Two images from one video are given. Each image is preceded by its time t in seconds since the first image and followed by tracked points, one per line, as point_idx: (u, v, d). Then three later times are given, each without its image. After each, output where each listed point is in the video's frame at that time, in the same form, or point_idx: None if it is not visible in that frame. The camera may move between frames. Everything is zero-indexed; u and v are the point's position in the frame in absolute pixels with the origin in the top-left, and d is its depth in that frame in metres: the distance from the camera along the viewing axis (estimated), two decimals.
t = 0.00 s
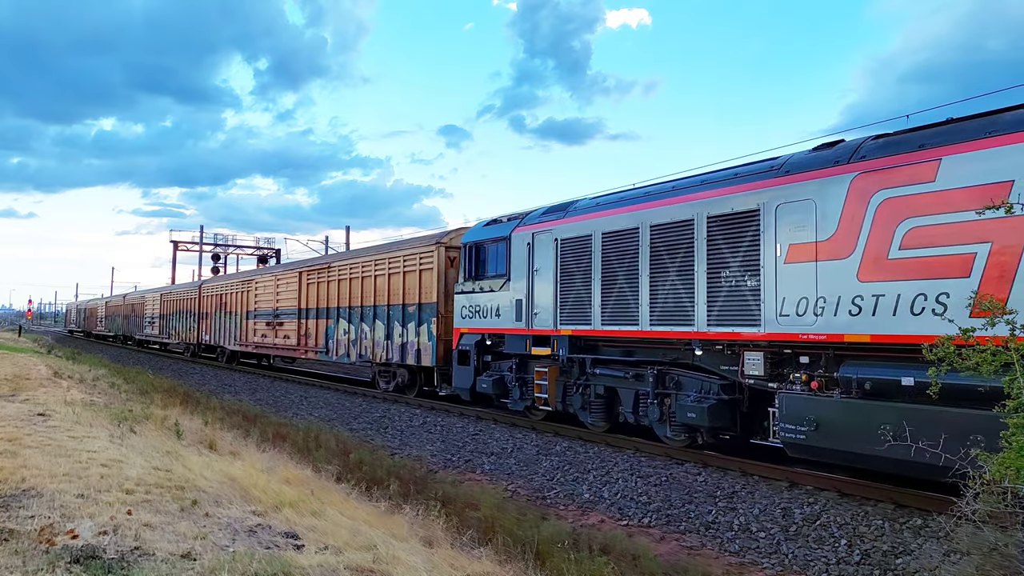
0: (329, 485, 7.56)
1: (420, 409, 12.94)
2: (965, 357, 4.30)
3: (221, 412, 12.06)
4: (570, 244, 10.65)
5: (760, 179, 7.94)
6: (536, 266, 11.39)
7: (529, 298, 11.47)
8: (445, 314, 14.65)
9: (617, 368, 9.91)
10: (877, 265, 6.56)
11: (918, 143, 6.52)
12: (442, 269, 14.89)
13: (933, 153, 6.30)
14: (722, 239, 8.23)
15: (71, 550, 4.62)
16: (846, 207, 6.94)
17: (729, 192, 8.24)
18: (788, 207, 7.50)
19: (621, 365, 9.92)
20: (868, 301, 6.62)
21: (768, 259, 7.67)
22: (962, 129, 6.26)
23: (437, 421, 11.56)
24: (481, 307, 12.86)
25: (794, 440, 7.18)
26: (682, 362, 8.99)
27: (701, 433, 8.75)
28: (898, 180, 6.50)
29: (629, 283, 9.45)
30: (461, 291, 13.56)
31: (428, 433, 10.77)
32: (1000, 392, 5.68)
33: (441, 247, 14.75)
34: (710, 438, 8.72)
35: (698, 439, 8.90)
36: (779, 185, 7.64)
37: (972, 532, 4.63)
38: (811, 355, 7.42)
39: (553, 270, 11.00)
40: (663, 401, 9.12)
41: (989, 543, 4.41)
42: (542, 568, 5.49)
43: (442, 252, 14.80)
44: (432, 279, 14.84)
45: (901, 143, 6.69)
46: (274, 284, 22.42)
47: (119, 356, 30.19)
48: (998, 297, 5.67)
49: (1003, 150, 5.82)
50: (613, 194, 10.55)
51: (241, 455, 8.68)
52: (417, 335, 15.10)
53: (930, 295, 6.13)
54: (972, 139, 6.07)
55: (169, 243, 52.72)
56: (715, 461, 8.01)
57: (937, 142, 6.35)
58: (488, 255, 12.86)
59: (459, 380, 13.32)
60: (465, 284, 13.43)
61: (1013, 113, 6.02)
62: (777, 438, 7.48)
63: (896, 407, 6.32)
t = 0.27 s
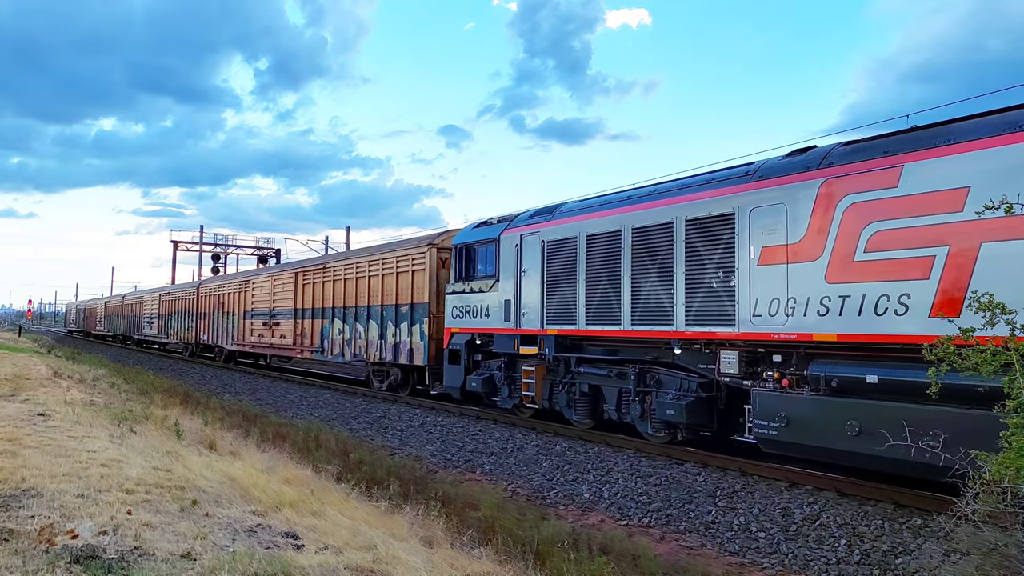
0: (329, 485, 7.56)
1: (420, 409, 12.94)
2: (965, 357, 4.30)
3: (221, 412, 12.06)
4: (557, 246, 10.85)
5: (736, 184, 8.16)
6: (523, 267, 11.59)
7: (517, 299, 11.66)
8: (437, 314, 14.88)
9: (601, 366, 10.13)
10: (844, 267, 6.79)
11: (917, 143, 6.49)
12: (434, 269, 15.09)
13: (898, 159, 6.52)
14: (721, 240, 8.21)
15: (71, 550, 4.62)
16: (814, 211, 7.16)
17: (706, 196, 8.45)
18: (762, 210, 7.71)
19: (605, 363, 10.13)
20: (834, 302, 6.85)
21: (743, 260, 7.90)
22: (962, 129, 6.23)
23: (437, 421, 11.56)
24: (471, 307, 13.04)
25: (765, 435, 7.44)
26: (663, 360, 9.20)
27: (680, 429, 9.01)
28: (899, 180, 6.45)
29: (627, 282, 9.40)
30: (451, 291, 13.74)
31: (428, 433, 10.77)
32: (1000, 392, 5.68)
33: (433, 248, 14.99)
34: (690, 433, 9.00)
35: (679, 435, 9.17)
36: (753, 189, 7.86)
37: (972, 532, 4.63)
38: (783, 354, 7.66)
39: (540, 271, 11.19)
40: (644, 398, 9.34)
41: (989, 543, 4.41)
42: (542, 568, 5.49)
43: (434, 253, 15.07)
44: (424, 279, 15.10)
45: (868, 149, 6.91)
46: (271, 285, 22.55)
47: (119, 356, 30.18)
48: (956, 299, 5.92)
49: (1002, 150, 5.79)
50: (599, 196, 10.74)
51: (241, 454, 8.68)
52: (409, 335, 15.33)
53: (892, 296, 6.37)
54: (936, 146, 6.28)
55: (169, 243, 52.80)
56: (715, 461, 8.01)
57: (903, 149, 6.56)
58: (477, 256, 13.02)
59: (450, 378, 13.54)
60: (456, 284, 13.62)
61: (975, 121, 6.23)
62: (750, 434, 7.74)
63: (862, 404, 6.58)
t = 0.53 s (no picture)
0: (329, 485, 7.56)
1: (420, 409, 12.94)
2: (965, 357, 4.29)
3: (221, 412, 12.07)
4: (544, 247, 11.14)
5: (713, 189, 8.45)
6: (511, 268, 11.86)
7: (506, 299, 11.92)
8: (428, 314, 15.11)
9: (586, 365, 10.39)
10: (815, 269, 7.06)
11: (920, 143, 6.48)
12: (426, 271, 15.35)
13: (864, 165, 6.81)
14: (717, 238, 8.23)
15: (71, 550, 4.62)
16: (785, 215, 7.45)
17: (685, 200, 8.74)
18: (737, 214, 8.01)
19: (590, 362, 10.38)
20: (805, 302, 7.13)
21: (719, 262, 8.18)
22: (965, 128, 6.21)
23: (437, 421, 11.56)
24: (461, 308, 13.28)
25: (740, 431, 7.71)
26: (646, 359, 9.43)
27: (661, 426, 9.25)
28: (901, 179, 6.46)
29: (626, 282, 9.41)
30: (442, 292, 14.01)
31: (428, 433, 10.77)
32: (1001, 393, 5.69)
33: (424, 249, 15.25)
34: (670, 430, 9.26)
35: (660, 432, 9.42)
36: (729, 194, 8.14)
37: (972, 532, 4.63)
38: (758, 353, 7.91)
39: (527, 273, 11.46)
40: (627, 397, 9.62)
41: (989, 543, 4.41)
42: (542, 568, 5.50)
43: (426, 254, 15.33)
44: (416, 280, 15.36)
45: (836, 156, 7.22)
46: (268, 285, 22.67)
47: (119, 356, 30.19)
48: (915, 299, 6.20)
49: (1002, 150, 5.78)
50: (585, 200, 11.04)
51: (241, 454, 8.68)
52: (402, 334, 15.56)
53: (858, 296, 6.65)
54: (901, 152, 6.55)
55: (170, 243, 52.98)
56: (715, 461, 8.01)
57: (869, 155, 6.85)
58: (467, 256, 13.29)
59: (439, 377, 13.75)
60: (446, 284, 13.89)
61: (938, 129, 6.52)
62: (725, 431, 7.99)
63: (830, 401, 6.84)
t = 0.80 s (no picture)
0: (329, 485, 7.56)
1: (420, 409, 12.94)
2: (966, 357, 4.29)
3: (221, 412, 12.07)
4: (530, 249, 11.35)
5: (691, 193, 8.68)
6: (499, 269, 12.08)
7: (494, 300, 12.13)
8: (421, 314, 15.32)
9: (571, 364, 10.63)
10: (786, 271, 7.32)
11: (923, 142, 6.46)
12: (418, 272, 15.57)
13: (831, 171, 7.07)
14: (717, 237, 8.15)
15: (71, 550, 4.62)
16: (757, 220, 7.70)
17: (664, 204, 8.97)
18: (714, 218, 8.22)
19: (575, 361, 10.61)
20: (777, 303, 7.39)
21: (696, 264, 8.41)
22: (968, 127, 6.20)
23: (437, 421, 11.56)
24: (451, 308, 13.49)
25: (715, 428, 7.96)
26: (627, 358, 9.68)
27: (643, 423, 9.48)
28: (902, 180, 6.46)
29: (624, 282, 9.42)
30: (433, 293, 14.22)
31: (428, 433, 10.77)
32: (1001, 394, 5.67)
33: (417, 250, 15.47)
34: (651, 427, 9.51)
35: (642, 429, 9.67)
36: (705, 199, 8.38)
37: (972, 532, 4.64)
38: (734, 352, 8.13)
39: (514, 274, 11.68)
40: (610, 394, 9.86)
41: (989, 543, 4.42)
42: (542, 568, 5.50)
43: (418, 255, 15.55)
44: (409, 281, 15.57)
45: (805, 163, 7.49)
46: (265, 286, 22.79)
47: (119, 356, 30.21)
48: (878, 299, 6.47)
49: (1000, 150, 5.80)
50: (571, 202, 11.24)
51: (241, 454, 8.68)
52: (395, 334, 15.76)
53: (825, 297, 6.92)
54: (868, 159, 6.81)
55: (170, 242, 53.08)
56: (715, 461, 8.00)
57: (837, 162, 7.11)
58: (457, 257, 13.50)
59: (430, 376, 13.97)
60: (436, 285, 14.11)
61: (902, 137, 6.79)
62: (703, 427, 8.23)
63: (800, 398, 7.09)
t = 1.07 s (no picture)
0: (329, 485, 7.57)
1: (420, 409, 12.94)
2: (965, 357, 4.29)
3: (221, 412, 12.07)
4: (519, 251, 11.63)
5: (670, 197, 8.94)
6: (489, 270, 12.36)
7: (484, 300, 12.43)
8: (413, 314, 15.55)
9: (557, 363, 10.92)
10: (759, 273, 7.60)
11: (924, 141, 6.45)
12: (412, 273, 15.83)
13: (802, 176, 7.32)
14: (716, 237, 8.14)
15: (71, 550, 4.62)
16: (732, 223, 7.96)
17: (645, 208, 9.24)
18: (692, 221, 8.49)
19: (561, 360, 10.90)
20: (750, 303, 7.67)
21: (675, 266, 8.68)
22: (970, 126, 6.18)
23: (437, 421, 11.56)
24: (443, 308, 13.78)
25: (691, 423, 8.23)
26: (610, 356, 9.95)
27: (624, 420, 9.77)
28: (903, 179, 6.45)
29: (623, 282, 9.44)
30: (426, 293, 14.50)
31: (428, 433, 10.77)
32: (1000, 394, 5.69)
33: (410, 251, 15.72)
34: (633, 424, 9.80)
35: (624, 426, 9.96)
36: (683, 203, 8.65)
37: (972, 532, 4.65)
38: (711, 351, 8.43)
39: (503, 275, 11.97)
40: (594, 392, 10.15)
41: (989, 543, 4.42)
42: (542, 568, 5.50)
43: (411, 257, 15.80)
44: (401, 281, 15.80)
45: (777, 168, 7.75)
46: (263, 287, 22.95)
47: (119, 356, 30.23)
48: (844, 300, 6.75)
49: (999, 150, 5.80)
50: (558, 205, 11.48)
51: (241, 454, 8.69)
52: (389, 334, 15.97)
53: (796, 298, 7.19)
54: (835, 165, 7.07)
55: (170, 242, 53.17)
56: (715, 461, 8.01)
57: (807, 168, 7.37)
58: (449, 258, 13.78)
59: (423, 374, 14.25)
60: (429, 286, 14.38)
61: (869, 144, 7.05)
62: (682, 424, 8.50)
63: (772, 395, 7.36)
